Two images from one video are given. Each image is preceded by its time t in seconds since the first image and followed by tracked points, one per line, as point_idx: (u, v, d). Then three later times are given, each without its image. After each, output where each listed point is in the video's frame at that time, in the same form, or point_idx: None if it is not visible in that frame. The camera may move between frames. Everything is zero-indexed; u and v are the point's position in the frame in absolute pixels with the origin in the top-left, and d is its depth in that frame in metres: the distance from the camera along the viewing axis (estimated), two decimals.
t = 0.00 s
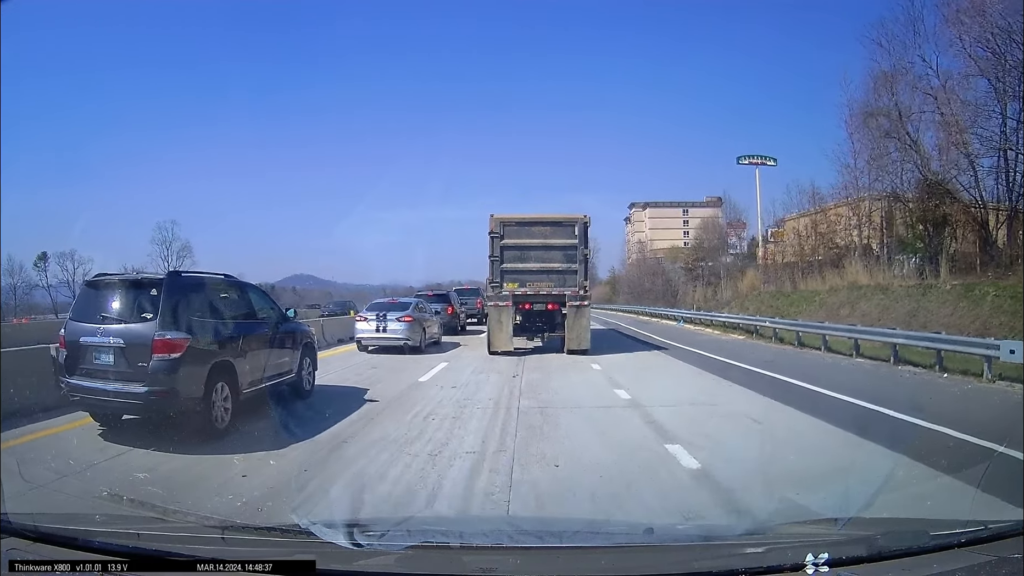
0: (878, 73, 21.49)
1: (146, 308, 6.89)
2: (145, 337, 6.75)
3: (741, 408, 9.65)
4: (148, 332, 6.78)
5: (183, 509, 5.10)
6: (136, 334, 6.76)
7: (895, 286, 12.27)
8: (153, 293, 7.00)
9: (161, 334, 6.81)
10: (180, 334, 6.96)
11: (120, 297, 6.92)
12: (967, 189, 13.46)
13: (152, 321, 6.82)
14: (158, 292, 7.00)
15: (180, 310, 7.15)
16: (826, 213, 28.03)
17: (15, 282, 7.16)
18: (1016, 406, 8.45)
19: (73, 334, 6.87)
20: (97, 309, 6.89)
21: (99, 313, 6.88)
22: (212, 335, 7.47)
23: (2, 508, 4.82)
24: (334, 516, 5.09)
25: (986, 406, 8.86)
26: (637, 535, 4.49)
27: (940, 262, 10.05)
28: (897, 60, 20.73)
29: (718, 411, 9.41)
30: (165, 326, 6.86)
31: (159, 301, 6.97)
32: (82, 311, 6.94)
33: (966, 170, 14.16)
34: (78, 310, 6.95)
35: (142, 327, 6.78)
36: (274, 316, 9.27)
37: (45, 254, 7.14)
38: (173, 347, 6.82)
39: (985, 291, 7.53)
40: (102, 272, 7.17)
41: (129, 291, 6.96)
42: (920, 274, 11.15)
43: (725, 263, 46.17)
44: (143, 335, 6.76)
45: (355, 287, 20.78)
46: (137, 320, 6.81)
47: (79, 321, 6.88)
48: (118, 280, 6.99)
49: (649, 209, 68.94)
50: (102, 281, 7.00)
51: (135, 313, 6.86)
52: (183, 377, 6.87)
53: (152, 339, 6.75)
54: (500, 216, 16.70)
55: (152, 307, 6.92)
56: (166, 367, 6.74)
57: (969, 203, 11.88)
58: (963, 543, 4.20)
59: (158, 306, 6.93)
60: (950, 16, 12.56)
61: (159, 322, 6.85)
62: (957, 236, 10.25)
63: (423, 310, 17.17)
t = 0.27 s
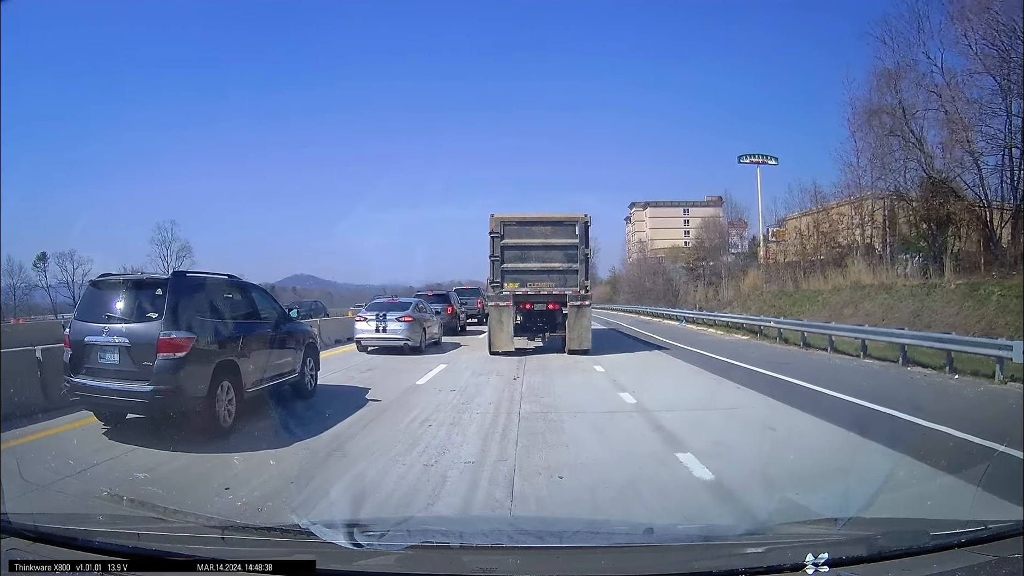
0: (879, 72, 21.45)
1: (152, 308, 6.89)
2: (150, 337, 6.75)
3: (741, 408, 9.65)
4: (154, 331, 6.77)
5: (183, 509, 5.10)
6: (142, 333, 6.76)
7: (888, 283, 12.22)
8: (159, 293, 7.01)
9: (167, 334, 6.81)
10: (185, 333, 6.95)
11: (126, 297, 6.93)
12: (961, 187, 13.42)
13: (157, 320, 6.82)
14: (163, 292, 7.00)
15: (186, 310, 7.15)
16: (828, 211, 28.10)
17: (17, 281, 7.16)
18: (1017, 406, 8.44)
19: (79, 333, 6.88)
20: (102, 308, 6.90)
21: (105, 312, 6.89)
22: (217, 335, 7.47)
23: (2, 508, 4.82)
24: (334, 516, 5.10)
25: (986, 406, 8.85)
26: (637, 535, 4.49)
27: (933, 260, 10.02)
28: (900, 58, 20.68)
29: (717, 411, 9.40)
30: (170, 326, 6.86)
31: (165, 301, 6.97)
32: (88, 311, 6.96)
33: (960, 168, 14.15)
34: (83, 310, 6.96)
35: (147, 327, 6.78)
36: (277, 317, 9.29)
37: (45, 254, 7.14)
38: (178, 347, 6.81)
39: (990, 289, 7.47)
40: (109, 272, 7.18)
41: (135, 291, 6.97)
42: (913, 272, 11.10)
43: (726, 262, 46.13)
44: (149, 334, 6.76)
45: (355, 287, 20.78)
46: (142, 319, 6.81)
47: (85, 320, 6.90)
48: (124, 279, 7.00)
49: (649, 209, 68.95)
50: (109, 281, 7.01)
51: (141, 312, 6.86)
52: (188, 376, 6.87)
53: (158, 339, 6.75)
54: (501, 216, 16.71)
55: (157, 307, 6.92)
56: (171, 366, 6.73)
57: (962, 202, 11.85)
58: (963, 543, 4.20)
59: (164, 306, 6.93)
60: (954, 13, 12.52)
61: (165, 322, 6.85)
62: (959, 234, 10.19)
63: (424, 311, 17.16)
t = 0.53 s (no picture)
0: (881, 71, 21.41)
1: (157, 307, 6.90)
2: (156, 335, 6.75)
3: (741, 408, 9.65)
4: (159, 330, 6.78)
5: (183, 509, 5.10)
6: (147, 332, 6.75)
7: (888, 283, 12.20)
8: (163, 292, 7.01)
9: (172, 333, 6.81)
10: (190, 332, 6.96)
11: (132, 296, 6.92)
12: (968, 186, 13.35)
13: (162, 320, 6.83)
14: (167, 292, 7.01)
15: (190, 310, 7.16)
16: (831, 211, 28.19)
17: (18, 280, 7.15)
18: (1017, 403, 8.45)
19: (84, 332, 6.87)
20: (108, 307, 6.90)
21: (110, 311, 6.89)
22: (222, 334, 7.49)
23: (1, 508, 4.81)
24: (334, 516, 5.09)
25: (986, 405, 8.85)
26: (638, 535, 4.49)
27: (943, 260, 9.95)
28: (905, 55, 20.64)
29: (717, 411, 9.41)
30: (175, 325, 6.86)
31: (170, 301, 6.98)
32: (93, 310, 6.95)
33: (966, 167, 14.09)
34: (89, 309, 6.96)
35: (153, 326, 6.78)
36: (282, 316, 9.31)
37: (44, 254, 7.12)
38: (184, 345, 6.82)
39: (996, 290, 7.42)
40: (115, 272, 7.19)
41: (141, 290, 6.98)
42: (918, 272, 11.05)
43: (728, 262, 46.11)
44: (154, 333, 6.76)
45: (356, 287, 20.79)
46: (148, 318, 6.82)
47: (90, 319, 6.89)
48: (129, 279, 7.02)
49: (651, 209, 68.95)
50: (114, 280, 7.02)
51: (146, 312, 6.86)
52: (193, 375, 6.88)
53: (163, 338, 6.76)
54: (502, 216, 16.69)
55: (162, 307, 6.93)
56: (177, 364, 6.74)
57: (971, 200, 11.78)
58: (963, 543, 4.19)
59: (169, 305, 6.94)
60: (961, 11, 12.49)
61: (170, 321, 6.86)
62: (962, 234, 10.14)
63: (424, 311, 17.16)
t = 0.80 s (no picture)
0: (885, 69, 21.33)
1: (163, 307, 6.89)
2: (162, 335, 6.74)
3: (742, 408, 9.64)
4: (165, 329, 6.78)
5: (183, 509, 5.10)
6: (153, 332, 6.75)
7: (893, 282, 12.11)
8: (169, 292, 7.01)
9: (178, 332, 6.81)
10: (197, 331, 6.96)
11: (139, 296, 6.93)
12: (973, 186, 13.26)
13: (169, 319, 6.83)
14: (174, 292, 7.01)
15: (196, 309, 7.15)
16: (835, 210, 28.31)
17: (19, 280, 7.15)
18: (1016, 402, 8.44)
19: (91, 332, 6.89)
20: (114, 307, 6.91)
21: (117, 311, 6.90)
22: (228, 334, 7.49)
23: (1, 509, 4.81)
24: (334, 516, 5.09)
25: (985, 404, 8.82)
26: (637, 535, 4.49)
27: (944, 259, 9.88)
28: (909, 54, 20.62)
29: (717, 411, 9.40)
30: (182, 325, 6.86)
31: (175, 300, 6.98)
32: (100, 310, 6.97)
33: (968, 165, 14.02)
34: (96, 309, 6.98)
35: (159, 325, 6.78)
36: (286, 316, 9.31)
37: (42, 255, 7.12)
38: (190, 344, 6.82)
39: (1000, 290, 7.37)
40: (122, 272, 7.21)
41: (148, 290, 6.98)
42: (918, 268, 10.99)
43: (730, 261, 46.04)
44: (161, 332, 6.75)
45: (356, 287, 20.79)
46: (154, 317, 6.82)
47: (97, 319, 6.91)
48: (135, 279, 7.02)
49: (652, 208, 68.94)
50: (121, 280, 7.03)
51: (152, 311, 6.86)
52: (200, 374, 6.88)
53: (169, 337, 6.75)
54: (504, 215, 16.68)
55: (168, 306, 6.93)
56: (183, 363, 6.73)
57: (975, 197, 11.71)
58: (963, 543, 4.19)
59: (175, 305, 6.93)
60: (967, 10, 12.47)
61: (176, 321, 6.86)
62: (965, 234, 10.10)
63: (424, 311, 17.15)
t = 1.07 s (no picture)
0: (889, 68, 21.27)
1: (168, 307, 6.90)
2: (167, 335, 6.75)
3: (743, 408, 9.64)
4: (170, 330, 6.77)
5: (183, 509, 5.10)
6: (158, 332, 6.76)
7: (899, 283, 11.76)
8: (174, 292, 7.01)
9: (184, 332, 6.81)
10: (201, 331, 6.96)
11: (145, 297, 6.94)
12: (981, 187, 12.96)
13: (174, 319, 6.83)
14: (178, 292, 7.01)
15: (201, 309, 7.15)
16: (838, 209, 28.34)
17: (20, 280, 7.16)
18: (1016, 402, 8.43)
19: (96, 332, 6.90)
20: (119, 307, 6.92)
21: (121, 312, 6.90)
22: (232, 334, 7.48)
23: (1, 509, 4.82)
24: (334, 516, 5.09)
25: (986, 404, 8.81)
26: (637, 535, 4.49)
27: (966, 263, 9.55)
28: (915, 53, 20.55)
29: (718, 411, 9.39)
30: (187, 325, 6.87)
31: (180, 300, 6.98)
32: (105, 310, 6.98)
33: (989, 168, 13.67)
34: (101, 309, 6.99)
35: (164, 325, 6.79)
36: (290, 316, 9.31)
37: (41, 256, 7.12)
38: (195, 344, 6.82)
39: (1013, 292, 7.14)
40: (127, 273, 7.22)
41: (153, 290, 6.99)
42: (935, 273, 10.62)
43: (733, 261, 46.04)
44: (166, 332, 6.76)
45: (357, 287, 20.78)
46: (159, 317, 6.83)
47: (103, 320, 6.92)
48: (139, 279, 7.03)
49: (654, 208, 68.91)
50: (125, 281, 7.04)
51: (157, 311, 6.87)
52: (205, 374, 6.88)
53: (174, 337, 6.75)
54: (506, 215, 16.66)
55: (173, 306, 6.93)
56: (189, 363, 6.74)
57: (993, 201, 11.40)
58: (962, 543, 4.19)
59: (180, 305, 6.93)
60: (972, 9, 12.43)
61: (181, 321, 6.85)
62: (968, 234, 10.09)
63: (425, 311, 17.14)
